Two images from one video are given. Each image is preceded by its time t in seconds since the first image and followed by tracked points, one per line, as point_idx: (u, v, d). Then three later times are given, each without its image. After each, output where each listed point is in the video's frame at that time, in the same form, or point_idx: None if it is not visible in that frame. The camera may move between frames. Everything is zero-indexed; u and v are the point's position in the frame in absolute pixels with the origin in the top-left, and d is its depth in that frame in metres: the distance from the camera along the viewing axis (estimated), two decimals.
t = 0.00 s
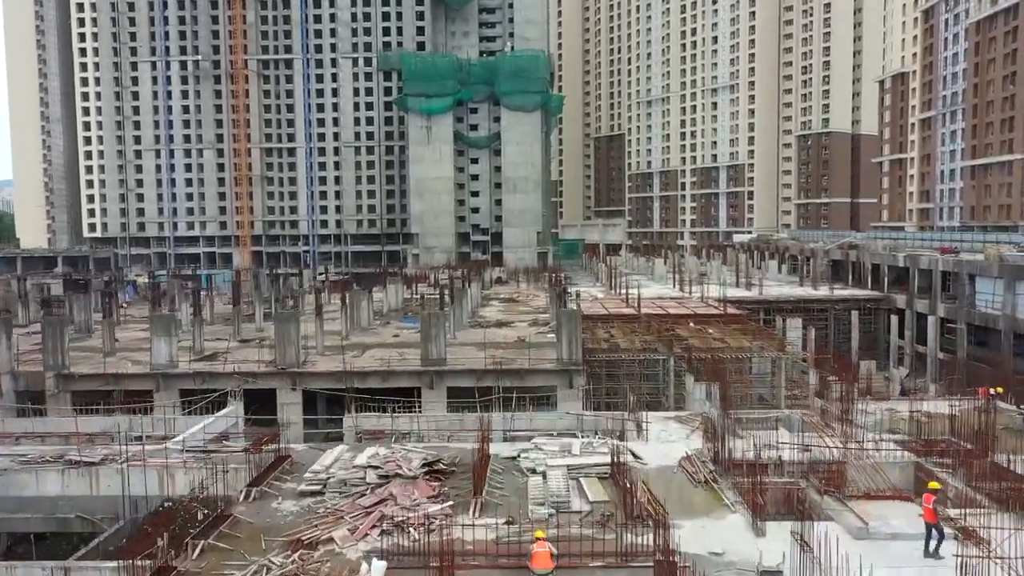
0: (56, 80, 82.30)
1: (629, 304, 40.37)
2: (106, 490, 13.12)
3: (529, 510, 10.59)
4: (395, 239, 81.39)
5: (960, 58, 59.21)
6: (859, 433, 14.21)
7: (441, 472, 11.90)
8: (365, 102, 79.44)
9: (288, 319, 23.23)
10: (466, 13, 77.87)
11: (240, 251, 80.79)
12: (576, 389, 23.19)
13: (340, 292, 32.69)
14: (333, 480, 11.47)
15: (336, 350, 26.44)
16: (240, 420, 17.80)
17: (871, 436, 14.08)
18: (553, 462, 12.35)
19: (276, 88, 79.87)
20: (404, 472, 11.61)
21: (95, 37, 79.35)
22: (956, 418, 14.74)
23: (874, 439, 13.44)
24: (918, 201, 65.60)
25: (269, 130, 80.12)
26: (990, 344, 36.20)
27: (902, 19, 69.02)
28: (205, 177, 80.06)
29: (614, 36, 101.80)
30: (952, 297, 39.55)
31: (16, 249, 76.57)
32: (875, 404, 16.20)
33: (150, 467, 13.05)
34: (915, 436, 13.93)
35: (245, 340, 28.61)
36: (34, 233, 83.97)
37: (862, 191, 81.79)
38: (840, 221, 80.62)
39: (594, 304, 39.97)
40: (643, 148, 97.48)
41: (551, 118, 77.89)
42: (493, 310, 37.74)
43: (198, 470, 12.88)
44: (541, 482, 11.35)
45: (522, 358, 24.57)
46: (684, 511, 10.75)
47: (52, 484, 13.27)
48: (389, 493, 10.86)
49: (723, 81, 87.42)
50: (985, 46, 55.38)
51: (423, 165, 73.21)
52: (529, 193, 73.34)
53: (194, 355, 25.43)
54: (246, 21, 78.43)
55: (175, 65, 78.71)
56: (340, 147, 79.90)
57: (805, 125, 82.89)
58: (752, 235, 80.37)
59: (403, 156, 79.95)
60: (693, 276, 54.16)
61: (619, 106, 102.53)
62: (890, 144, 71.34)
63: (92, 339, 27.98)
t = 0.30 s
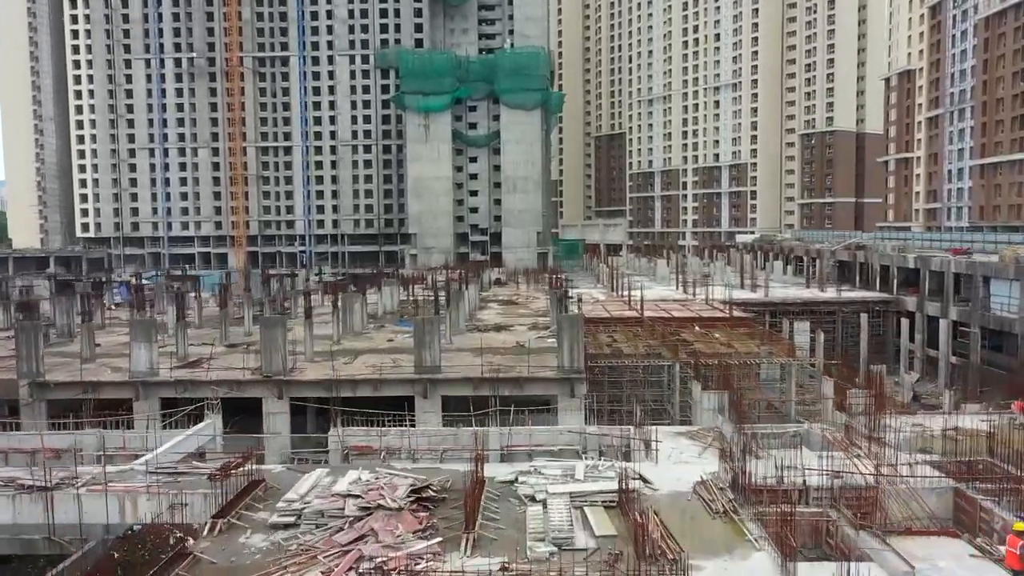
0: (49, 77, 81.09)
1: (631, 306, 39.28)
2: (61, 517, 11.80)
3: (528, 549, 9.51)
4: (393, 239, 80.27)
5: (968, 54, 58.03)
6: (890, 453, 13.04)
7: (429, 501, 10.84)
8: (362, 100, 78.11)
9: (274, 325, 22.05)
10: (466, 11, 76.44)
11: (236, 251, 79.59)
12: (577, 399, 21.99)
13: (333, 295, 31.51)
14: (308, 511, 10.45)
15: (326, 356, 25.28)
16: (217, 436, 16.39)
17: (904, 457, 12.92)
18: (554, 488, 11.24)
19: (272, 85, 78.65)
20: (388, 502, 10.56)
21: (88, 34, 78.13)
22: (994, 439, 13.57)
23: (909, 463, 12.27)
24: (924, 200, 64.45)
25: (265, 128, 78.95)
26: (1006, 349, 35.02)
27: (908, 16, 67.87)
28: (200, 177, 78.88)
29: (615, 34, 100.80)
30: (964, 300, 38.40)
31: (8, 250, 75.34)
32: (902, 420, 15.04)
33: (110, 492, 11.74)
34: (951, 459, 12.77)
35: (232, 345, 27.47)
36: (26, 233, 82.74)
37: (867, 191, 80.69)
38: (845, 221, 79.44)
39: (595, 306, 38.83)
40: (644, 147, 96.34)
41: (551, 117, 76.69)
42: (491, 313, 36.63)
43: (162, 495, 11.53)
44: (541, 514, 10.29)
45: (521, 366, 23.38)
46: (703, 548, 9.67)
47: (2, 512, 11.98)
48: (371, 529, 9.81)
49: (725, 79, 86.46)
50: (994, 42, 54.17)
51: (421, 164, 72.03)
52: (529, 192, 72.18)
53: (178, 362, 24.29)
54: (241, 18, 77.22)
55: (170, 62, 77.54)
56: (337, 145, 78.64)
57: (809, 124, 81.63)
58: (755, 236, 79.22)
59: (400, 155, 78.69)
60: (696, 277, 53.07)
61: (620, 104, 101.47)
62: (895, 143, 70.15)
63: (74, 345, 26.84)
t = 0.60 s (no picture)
0: (42, 74, 79.99)
1: (634, 308, 38.25)
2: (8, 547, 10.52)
3: None
4: (390, 239, 79.14)
5: (977, 50, 56.88)
6: (922, 475, 12.06)
7: (415, 535, 10.04)
8: (359, 97, 76.96)
9: (260, 329, 21.04)
10: (464, 7, 75.36)
11: (230, 250, 78.44)
12: (579, 408, 20.88)
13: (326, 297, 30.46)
14: (282, 548, 9.70)
15: (316, 361, 24.23)
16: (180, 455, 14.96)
17: (938, 481, 11.93)
18: (551, 516, 10.36)
19: (268, 83, 77.51)
20: (369, 538, 9.69)
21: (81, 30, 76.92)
22: None
23: (949, 491, 11.32)
24: (932, 199, 63.31)
25: (260, 126, 77.78)
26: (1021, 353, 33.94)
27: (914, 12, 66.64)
28: (195, 175, 77.75)
29: (616, 32, 99.85)
30: (976, 302, 37.35)
31: None
32: (931, 436, 14.03)
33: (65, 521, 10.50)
34: (986, 485, 11.78)
35: (219, 349, 26.42)
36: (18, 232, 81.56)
37: (871, 190, 79.55)
38: (849, 220, 78.29)
39: (597, 308, 37.78)
40: (645, 145, 95.24)
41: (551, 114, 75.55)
42: (490, 315, 35.56)
43: (120, 524, 10.17)
44: (541, 550, 9.44)
45: (520, 373, 22.27)
46: None
47: None
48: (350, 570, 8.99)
49: (727, 77, 85.36)
50: (1004, 38, 53.09)
51: (419, 163, 70.92)
52: (529, 191, 71.11)
53: (160, 368, 23.25)
54: (236, 15, 76.03)
55: (164, 59, 76.40)
56: (334, 143, 77.45)
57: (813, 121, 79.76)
58: (758, 235, 77.94)
59: (398, 153, 77.58)
60: (700, 277, 52.03)
61: (621, 103, 100.53)
62: (901, 141, 69.08)
63: (55, 349, 25.82)
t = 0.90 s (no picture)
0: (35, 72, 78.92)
1: (637, 309, 37.21)
2: None
3: None
4: (388, 239, 78.05)
5: (986, 47, 55.83)
6: (960, 501, 11.02)
7: None
8: (357, 95, 75.86)
9: (244, 334, 19.98)
10: (464, 3, 74.28)
11: (226, 250, 77.36)
12: (581, 417, 19.79)
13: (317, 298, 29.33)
14: None
15: (305, 367, 23.16)
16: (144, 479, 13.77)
17: (978, 508, 10.89)
18: (553, 552, 9.33)
19: (264, 80, 76.36)
20: None
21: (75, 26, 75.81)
22: None
23: (993, 522, 10.27)
24: (938, 199, 62.23)
25: (257, 124, 76.66)
26: None
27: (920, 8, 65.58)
28: (191, 174, 76.66)
29: (617, 29, 98.81)
30: (990, 304, 36.27)
31: None
32: (964, 454, 12.93)
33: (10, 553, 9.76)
34: None
35: (206, 354, 25.36)
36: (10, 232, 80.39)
37: (876, 190, 78.51)
38: (854, 220, 77.26)
39: (598, 311, 36.68)
40: (646, 144, 94.16)
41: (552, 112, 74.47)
42: (489, 318, 34.51)
43: (73, 558, 9.62)
44: None
45: (519, 380, 21.19)
46: None
47: None
48: None
49: (730, 75, 84.31)
50: (1014, 34, 52.04)
51: (417, 161, 69.82)
52: (528, 190, 70.06)
53: (141, 375, 22.20)
54: (232, 11, 74.91)
55: (159, 56, 75.35)
56: (331, 142, 76.36)
57: (816, 120, 79.43)
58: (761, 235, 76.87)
59: (396, 152, 76.47)
60: (703, 278, 51.03)
61: (622, 101, 99.54)
62: (907, 140, 68.06)
63: (35, 354, 24.75)
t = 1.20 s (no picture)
0: (28, 69, 77.84)
1: (640, 311, 36.21)
2: None
3: None
4: (387, 239, 77.01)
5: (995, 44, 54.78)
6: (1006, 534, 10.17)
7: None
8: (355, 93, 74.83)
9: (229, 340, 18.97)
10: None
11: (222, 250, 76.38)
12: (585, 428, 18.76)
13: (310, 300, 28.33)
14: None
15: (295, 373, 22.14)
16: (105, 507, 12.23)
17: None
18: None
19: (260, 78, 75.24)
20: None
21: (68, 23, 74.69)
22: None
23: None
24: (946, 198, 61.20)
25: (253, 122, 75.62)
26: None
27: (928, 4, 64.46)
28: (186, 173, 75.60)
29: (618, 27, 97.75)
30: (1004, 306, 35.27)
31: None
32: (1001, 475, 11.96)
33: None
34: None
35: (193, 359, 24.35)
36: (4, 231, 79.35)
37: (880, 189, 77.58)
38: (858, 220, 76.33)
39: (601, 312, 35.72)
40: (648, 143, 93.14)
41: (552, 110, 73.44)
42: (488, 320, 33.51)
43: None
44: None
45: (520, 388, 20.16)
46: None
47: None
48: None
49: (733, 72, 83.23)
50: None
51: (415, 160, 68.78)
52: (529, 189, 69.04)
53: (123, 382, 21.17)
54: (228, 8, 73.78)
55: (154, 53, 74.34)
56: (329, 140, 75.36)
57: (820, 118, 78.33)
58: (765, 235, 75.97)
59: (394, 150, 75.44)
60: (707, 279, 50.05)
61: (623, 100, 98.54)
62: (913, 139, 67.12)
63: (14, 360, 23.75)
